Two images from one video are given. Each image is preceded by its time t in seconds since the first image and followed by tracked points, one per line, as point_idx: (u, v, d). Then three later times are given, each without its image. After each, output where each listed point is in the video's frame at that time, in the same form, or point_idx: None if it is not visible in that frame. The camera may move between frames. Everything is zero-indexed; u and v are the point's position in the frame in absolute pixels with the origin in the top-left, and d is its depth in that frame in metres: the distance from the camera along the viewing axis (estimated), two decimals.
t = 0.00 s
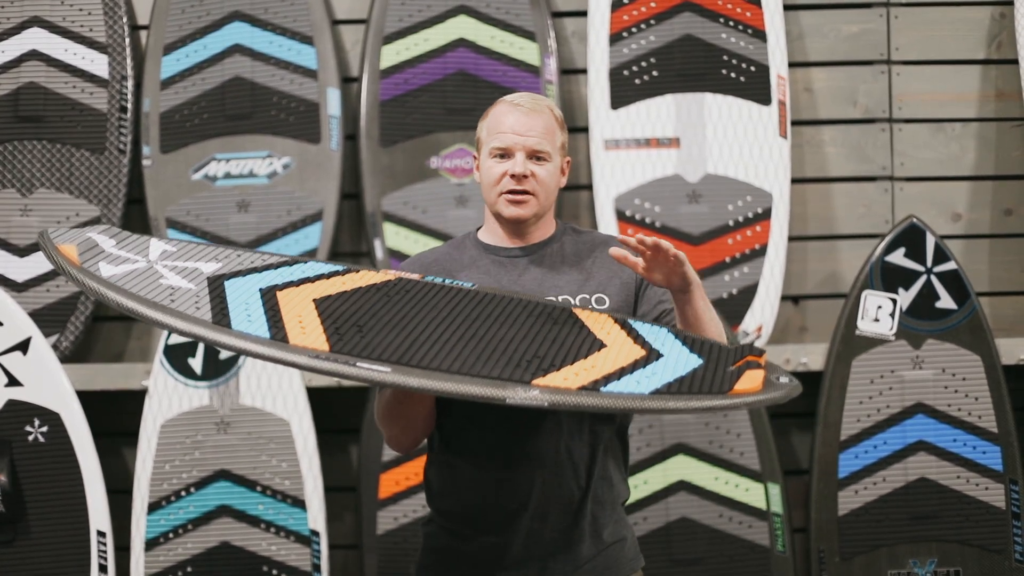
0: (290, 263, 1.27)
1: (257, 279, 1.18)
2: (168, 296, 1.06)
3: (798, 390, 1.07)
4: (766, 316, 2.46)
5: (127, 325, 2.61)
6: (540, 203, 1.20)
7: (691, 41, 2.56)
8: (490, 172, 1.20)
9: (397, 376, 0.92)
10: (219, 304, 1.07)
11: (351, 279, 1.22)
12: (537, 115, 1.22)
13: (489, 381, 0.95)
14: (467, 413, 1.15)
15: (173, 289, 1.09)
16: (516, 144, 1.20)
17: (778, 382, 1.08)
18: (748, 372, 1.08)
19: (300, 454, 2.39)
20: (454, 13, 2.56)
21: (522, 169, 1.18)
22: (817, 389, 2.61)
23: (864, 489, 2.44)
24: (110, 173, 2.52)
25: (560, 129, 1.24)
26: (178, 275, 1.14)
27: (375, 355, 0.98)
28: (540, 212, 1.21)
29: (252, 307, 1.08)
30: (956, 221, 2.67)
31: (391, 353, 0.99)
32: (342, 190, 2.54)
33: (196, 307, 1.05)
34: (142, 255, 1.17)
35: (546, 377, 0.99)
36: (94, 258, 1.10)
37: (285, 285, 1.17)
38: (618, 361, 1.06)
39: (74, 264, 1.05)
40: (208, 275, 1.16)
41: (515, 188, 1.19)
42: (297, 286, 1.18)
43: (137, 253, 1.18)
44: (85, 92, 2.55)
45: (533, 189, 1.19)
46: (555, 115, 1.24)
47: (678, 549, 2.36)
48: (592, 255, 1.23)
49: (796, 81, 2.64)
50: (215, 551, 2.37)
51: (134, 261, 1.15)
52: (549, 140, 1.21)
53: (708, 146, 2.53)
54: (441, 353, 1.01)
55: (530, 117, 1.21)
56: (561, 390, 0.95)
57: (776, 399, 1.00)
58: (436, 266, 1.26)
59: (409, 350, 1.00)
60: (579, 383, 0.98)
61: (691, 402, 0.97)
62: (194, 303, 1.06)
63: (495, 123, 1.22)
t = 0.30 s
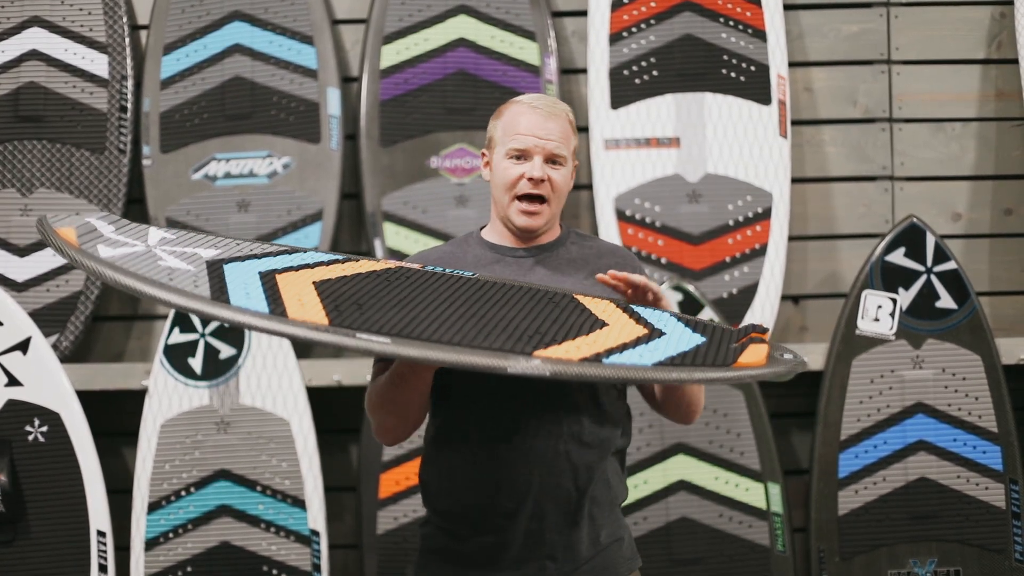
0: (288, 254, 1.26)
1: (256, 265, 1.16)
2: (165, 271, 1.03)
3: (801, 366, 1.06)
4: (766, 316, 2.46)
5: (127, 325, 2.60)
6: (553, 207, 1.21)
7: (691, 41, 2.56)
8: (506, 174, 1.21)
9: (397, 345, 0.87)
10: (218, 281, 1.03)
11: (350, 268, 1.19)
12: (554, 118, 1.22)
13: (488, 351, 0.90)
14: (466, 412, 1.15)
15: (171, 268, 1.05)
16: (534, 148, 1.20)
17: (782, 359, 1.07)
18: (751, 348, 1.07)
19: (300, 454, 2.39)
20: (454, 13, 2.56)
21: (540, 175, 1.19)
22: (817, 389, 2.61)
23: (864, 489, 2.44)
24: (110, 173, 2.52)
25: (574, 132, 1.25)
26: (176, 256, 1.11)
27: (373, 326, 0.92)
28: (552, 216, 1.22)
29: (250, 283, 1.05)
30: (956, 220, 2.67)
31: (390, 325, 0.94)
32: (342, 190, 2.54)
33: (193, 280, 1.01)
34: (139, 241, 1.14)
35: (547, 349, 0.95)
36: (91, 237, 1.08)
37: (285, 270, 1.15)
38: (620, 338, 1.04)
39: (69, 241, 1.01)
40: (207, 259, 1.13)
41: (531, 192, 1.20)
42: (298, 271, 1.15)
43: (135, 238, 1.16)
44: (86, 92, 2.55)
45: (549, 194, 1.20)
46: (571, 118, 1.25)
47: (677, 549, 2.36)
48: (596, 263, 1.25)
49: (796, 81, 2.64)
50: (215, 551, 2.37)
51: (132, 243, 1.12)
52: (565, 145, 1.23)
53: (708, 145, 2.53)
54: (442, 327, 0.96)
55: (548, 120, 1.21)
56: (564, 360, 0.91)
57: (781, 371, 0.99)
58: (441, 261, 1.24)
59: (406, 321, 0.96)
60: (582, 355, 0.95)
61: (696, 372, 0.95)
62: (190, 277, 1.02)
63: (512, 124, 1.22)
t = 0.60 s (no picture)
0: (275, 246, 1.20)
1: (243, 251, 1.10)
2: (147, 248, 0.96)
3: (791, 359, 1.02)
4: (766, 316, 2.46)
5: (127, 325, 2.60)
6: (574, 212, 1.22)
7: (691, 40, 2.56)
8: (530, 175, 1.21)
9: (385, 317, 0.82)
10: (204, 260, 0.97)
11: (338, 260, 1.14)
12: (581, 124, 1.23)
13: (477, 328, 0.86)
14: (466, 412, 1.16)
15: (155, 247, 0.99)
16: (560, 151, 1.21)
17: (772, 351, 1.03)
18: (740, 339, 1.04)
19: (300, 454, 2.39)
20: (454, 13, 2.56)
21: (564, 177, 1.19)
22: (817, 388, 2.61)
23: (864, 489, 2.44)
24: (110, 173, 2.52)
25: (600, 139, 1.26)
26: (158, 237, 1.05)
27: (360, 301, 0.88)
28: (573, 220, 1.23)
29: (235, 264, 0.98)
30: (957, 220, 2.67)
31: (376, 301, 0.89)
32: (342, 190, 2.54)
33: (175, 256, 0.94)
34: (121, 221, 1.08)
35: (536, 331, 0.91)
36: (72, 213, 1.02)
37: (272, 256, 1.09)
38: (608, 329, 1.01)
39: (48, 214, 0.95)
40: (191, 242, 1.07)
41: (554, 194, 1.20)
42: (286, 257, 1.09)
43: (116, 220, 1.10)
44: (86, 92, 2.55)
45: (571, 197, 1.21)
46: (597, 125, 1.26)
47: (677, 548, 2.36)
48: (614, 275, 1.26)
49: (796, 80, 2.64)
50: (214, 550, 2.37)
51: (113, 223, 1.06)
52: (591, 151, 1.24)
53: (708, 145, 2.53)
54: (432, 306, 0.92)
55: (575, 125, 1.23)
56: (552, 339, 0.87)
57: (773, 363, 0.96)
58: (458, 251, 1.22)
59: (392, 301, 0.91)
60: (569, 338, 0.91)
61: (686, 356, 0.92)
62: (173, 254, 0.95)
63: (539, 126, 1.23)
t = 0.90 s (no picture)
0: (284, 251, 1.25)
1: (252, 261, 1.14)
2: (159, 266, 1.02)
3: (800, 351, 1.05)
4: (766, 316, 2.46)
5: (128, 324, 2.60)
6: (569, 212, 1.20)
7: (691, 40, 2.55)
8: (525, 175, 1.21)
9: (390, 330, 0.85)
10: (212, 274, 1.02)
11: (347, 264, 1.17)
12: (577, 123, 1.22)
13: (483, 336, 0.88)
14: (464, 412, 1.15)
15: (165, 263, 1.04)
16: (554, 150, 1.20)
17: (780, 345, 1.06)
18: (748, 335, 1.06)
19: (300, 454, 2.39)
20: (455, 12, 2.56)
21: (558, 177, 1.19)
22: (817, 388, 2.61)
23: (865, 489, 2.44)
24: (111, 173, 2.52)
25: (598, 137, 1.25)
26: (169, 253, 1.10)
27: (366, 314, 0.90)
28: (568, 221, 1.21)
29: (243, 276, 1.03)
30: (957, 220, 2.67)
31: (384, 312, 0.92)
32: (342, 190, 2.53)
33: (186, 274, 1.00)
34: (135, 239, 1.14)
35: (543, 336, 0.92)
36: (86, 236, 1.07)
37: (279, 265, 1.14)
38: (617, 327, 1.02)
39: (64, 239, 1.01)
40: (200, 255, 1.12)
41: (548, 194, 1.19)
42: (292, 267, 1.14)
43: (129, 236, 1.16)
44: (87, 91, 2.55)
45: (566, 197, 1.20)
46: (595, 123, 1.24)
47: (678, 548, 2.36)
48: (612, 274, 1.26)
49: (796, 80, 2.64)
50: (215, 550, 2.37)
51: (126, 242, 1.12)
52: (586, 151, 1.22)
53: (709, 145, 2.53)
54: (437, 313, 0.94)
55: (571, 124, 1.21)
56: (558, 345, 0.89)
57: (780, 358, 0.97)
58: (457, 253, 1.23)
59: (400, 309, 0.94)
60: (576, 341, 0.93)
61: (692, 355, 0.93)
62: (184, 272, 1.01)
63: (536, 125, 1.23)
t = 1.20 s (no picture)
0: (307, 240, 1.25)
1: (275, 249, 1.15)
2: (181, 257, 1.03)
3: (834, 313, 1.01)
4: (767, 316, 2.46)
5: (129, 324, 2.60)
6: (549, 210, 1.21)
7: (692, 40, 2.55)
8: (503, 175, 1.21)
9: (413, 310, 0.86)
10: (235, 263, 1.02)
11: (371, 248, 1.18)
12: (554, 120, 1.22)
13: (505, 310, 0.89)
14: (464, 409, 1.16)
15: (188, 254, 1.05)
16: (530, 149, 1.20)
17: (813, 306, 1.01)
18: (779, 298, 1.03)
19: (301, 454, 2.39)
20: (456, 12, 2.56)
21: (534, 175, 1.19)
22: (818, 388, 2.61)
23: (866, 489, 2.44)
24: (111, 173, 2.52)
25: (579, 132, 1.24)
26: (192, 244, 1.11)
27: (390, 296, 0.91)
28: (550, 217, 1.21)
29: (265, 263, 1.04)
30: (958, 221, 2.67)
31: (406, 293, 0.93)
32: (343, 190, 2.53)
33: (207, 263, 1.01)
34: (158, 232, 1.15)
35: (568, 308, 0.93)
36: (109, 231, 1.09)
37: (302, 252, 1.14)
38: (643, 298, 1.02)
39: (87, 234, 1.02)
40: (223, 245, 1.13)
41: (526, 192, 1.19)
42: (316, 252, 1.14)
43: (153, 230, 1.17)
44: (89, 91, 2.55)
45: (544, 194, 1.19)
46: (573, 119, 1.24)
47: (678, 549, 2.36)
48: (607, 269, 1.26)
49: (797, 80, 2.64)
50: (215, 550, 2.37)
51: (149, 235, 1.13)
52: (563, 146, 1.21)
53: (710, 145, 2.53)
54: (459, 293, 0.95)
55: (547, 122, 1.22)
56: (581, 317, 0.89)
57: (810, 320, 0.94)
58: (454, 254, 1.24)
59: (422, 289, 0.95)
60: (600, 313, 0.93)
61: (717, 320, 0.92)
62: (206, 262, 1.02)
63: (513, 126, 1.23)
